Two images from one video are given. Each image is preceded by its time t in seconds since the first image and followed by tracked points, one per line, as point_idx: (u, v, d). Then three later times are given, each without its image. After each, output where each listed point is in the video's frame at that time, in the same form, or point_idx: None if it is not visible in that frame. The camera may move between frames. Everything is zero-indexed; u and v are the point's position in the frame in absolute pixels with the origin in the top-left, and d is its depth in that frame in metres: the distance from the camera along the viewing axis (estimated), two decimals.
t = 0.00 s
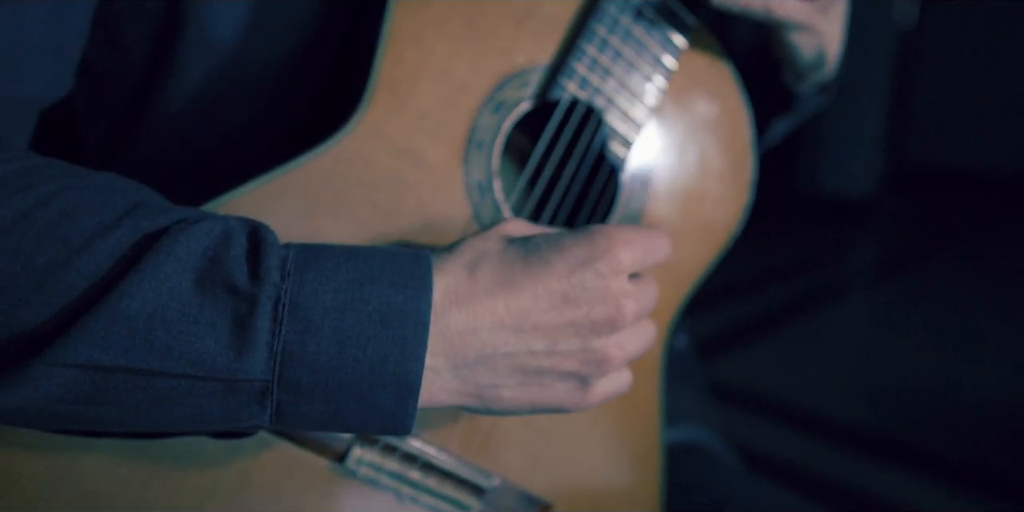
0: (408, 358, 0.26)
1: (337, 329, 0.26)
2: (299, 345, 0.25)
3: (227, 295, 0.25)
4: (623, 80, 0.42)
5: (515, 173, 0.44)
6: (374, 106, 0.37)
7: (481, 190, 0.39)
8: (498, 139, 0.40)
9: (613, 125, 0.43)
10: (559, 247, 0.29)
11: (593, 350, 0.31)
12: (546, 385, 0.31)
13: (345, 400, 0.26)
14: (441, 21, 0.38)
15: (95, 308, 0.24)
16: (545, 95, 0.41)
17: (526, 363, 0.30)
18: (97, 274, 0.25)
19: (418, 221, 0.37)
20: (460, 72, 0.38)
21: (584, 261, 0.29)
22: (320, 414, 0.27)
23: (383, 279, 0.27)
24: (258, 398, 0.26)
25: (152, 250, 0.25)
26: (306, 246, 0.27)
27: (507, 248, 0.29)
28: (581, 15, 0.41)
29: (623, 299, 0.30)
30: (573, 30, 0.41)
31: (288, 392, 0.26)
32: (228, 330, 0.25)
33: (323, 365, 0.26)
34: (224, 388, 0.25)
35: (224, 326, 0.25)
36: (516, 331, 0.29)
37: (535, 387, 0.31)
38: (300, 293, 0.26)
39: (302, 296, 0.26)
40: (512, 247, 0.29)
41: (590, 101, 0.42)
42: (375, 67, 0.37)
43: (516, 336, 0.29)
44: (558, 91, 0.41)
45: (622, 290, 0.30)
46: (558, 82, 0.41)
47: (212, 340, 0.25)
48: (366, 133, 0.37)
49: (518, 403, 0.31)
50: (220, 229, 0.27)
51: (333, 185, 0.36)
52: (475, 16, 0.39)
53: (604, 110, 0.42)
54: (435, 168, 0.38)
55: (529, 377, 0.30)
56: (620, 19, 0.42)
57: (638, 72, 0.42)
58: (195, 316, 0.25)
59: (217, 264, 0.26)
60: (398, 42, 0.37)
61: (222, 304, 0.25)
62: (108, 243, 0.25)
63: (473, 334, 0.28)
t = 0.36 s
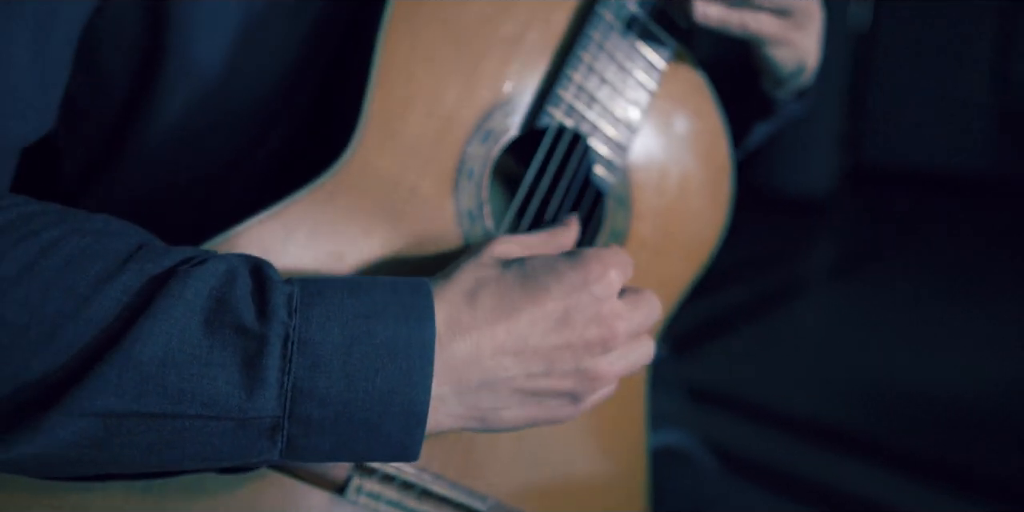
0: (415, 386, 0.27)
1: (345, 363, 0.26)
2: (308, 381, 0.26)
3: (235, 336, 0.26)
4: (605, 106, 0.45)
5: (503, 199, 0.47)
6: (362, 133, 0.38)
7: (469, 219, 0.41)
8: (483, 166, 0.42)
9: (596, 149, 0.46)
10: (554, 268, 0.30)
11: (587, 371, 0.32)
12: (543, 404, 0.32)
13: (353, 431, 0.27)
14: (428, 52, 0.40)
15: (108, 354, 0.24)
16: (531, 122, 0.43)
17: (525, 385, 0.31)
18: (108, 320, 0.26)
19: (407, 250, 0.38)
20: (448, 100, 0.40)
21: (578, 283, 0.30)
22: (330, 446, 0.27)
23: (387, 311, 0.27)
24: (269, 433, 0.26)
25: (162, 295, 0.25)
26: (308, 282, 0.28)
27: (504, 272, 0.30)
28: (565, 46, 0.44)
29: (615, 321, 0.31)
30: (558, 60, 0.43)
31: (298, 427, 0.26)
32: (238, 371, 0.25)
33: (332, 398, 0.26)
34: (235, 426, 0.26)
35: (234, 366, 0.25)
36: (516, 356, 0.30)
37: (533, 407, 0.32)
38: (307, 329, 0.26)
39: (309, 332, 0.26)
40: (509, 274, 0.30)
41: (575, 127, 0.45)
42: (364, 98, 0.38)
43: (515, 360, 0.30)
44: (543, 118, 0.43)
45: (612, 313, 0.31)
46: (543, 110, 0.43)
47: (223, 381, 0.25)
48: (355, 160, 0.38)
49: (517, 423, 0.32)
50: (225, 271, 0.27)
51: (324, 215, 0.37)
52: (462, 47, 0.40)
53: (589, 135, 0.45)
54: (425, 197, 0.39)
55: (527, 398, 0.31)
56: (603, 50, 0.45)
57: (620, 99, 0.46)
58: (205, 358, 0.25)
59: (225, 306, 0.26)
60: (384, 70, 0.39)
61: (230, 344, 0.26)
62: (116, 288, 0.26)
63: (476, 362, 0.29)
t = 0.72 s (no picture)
0: (430, 445, 0.27)
1: (359, 426, 0.27)
2: (323, 444, 0.26)
3: (251, 402, 0.26)
4: (602, 138, 0.50)
5: (505, 224, 0.47)
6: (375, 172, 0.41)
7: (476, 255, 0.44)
8: (487, 198, 0.45)
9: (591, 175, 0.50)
10: (558, 314, 0.32)
11: (594, 417, 0.33)
12: (551, 450, 0.33)
13: (370, 490, 0.27)
14: (438, 90, 0.43)
15: (127, 424, 0.24)
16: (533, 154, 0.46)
17: (536, 436, 0.32)
18: (121, 388, 0.26)
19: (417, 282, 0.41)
20: (456, 136, 0.43)
21: (584, 331, 0.31)
22: (347, 506, 0.27)
23: (399, 371, 0.28)
24: (285, 497, 0.26)
25: (180, 362, 0.26)
26: (317, 341, 0.29)
27: (509, 322, 0.31)
28: (565, 82, 0.47)
29: (617, 364, 0.33)
30: (560, 93, 0.47)
31: (316, 488, 0.27)
32: (254, 436, 0.26)
33: (347, 460, 0.27)
34: (252, 490, 0.26)
35: (249, 432, 0.26)
36: (529, 409, 0.30)
37: (542, 454, 0.33)
38: (321, 393, 0.27)
39: (323, 396, 0.27)
40: (514, 321, 0.31)
41: (575, 157, 0.49)
42: (378, 137, 0.41)
43: (529, 412, 0.30)
44: (546, 148, 0.46)
45: (614, 356, 0.33)
46: (546, 140, 0.46)
47: (240, 447, 0.26)
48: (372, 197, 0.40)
49: (528, 469, 0.33)
50: (238, 335, 0.28)
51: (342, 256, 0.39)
52: (468, 87, 0.43)
53: (586, 164, 0.49)
54: (434, 230, 0.42)
55: (539, 446, 0.32)
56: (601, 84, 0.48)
57: (615, 132, 0.50)
58: (220, 426, 0.26)
59: (240, 371, 0.27)
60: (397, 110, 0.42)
61: (246, 410, 0.26)
62: (131, 355, 0.27)
63: (490, 418, 0.29)
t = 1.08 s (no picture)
0: None
1: (360, 500, 0.27)
2: None
3: (254, 479, 0.27)
4: (587, 175, 0.57)
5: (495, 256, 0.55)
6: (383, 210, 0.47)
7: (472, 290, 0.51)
8: (484, 235, 0.53)
9: (579, 208, 0.57)
10: (555, 381, 0.34)
11: (583, 479, 0.35)
12: None
13: None
14: (438, 134, 0.49)
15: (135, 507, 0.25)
16: (523, 194, 0.54)
17: (531, 502, 0.33)
18: (127, 467, 0.27)
19: (426, 317, 0.48)
20: (454, 176, 0.50)
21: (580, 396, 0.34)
22: None
23: (400, 445, 0.29)
24: None
25: (185, 444, 0.27)
26: (315, 415, 0.30)
27: (507, 390, 0.33)
28: (553, 128, 0.54)
29: (603, 427, 0.35)
30: (544, 136, 0.54)
31: None
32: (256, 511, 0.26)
33: None
34: None
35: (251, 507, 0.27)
36: (526, 476, 0.32)
37: None
38: (321, 469, 0.28)
39: (323, 471, 0.27)
40: (509, 392, 0.33)
41: (565, 195, 0.56)
42: (383, 182, 0.47)
43: (526, 480, 0.32)
44: (537, 186, 0.54)
45: (601, 419, 0.35)
46: (537, 180, 0.54)
47: None
48: (380, 237, 0.46)
49: None
50: (243, 411, 0.29)
51: (353, 294, 0.45)
52: (465, 135, 0.50)
53: (570, 196, 0.56)
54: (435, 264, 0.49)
55: None
56: (578, 122, 0.55)
57: (597, 169, 0.58)
58: (225, 503, 0.26)
59: (244, 450, 0.28)
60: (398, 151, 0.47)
61: (249, 489, 0.27)
62: (138, 435, 0.27)
63: (492, 488, 0.30)
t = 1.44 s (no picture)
0: None
1: None
2: None
3: None
4: (520, 219, 0.64)
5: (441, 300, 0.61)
6: (334, 257, 0.53)
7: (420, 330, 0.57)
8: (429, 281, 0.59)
9: (515, 250, 0.64)
10: (489, 460, 0.44)
11: None
12: None
13: None
14: (382, 190, 0.56)
15: None
16: (464, 239, 0.61)
17: None
18: None
19: (377, 358, 0.55)
20: (399, 230, 0.57)
21: (514, 473, 0.43)
22: None
23: None
24: None
25: None
26: (278, 497, 0.36)
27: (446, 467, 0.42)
28: (487, 177, 0.62)
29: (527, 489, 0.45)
30: (479, 186, 0.62)
31: None
32: None
33: None
34: None
35: None
36: None
37: None
38: None
39: None
40: (448, 468, 0.42)
41: (502, 239, 0.63)
42: (334, 237, 0.54)
43: None
44: (474, 232, 0.61)
45: (526, 482, 0.45)
46: (474, 226, 0.61)
47: None
48: (335, 283, 0.53)
49: None
50: (205, 495, 0.35)
51: (311, 340, 0.52)
52: (407, 191, 0.57)
53: (505, 238, 0.63)
54: (387, 309, 0.56)
55: None
56: (510, 171, 0.63)
57: (529, 212, 0.65)
58: None
59: None
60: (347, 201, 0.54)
61: None
62: None
63: None
